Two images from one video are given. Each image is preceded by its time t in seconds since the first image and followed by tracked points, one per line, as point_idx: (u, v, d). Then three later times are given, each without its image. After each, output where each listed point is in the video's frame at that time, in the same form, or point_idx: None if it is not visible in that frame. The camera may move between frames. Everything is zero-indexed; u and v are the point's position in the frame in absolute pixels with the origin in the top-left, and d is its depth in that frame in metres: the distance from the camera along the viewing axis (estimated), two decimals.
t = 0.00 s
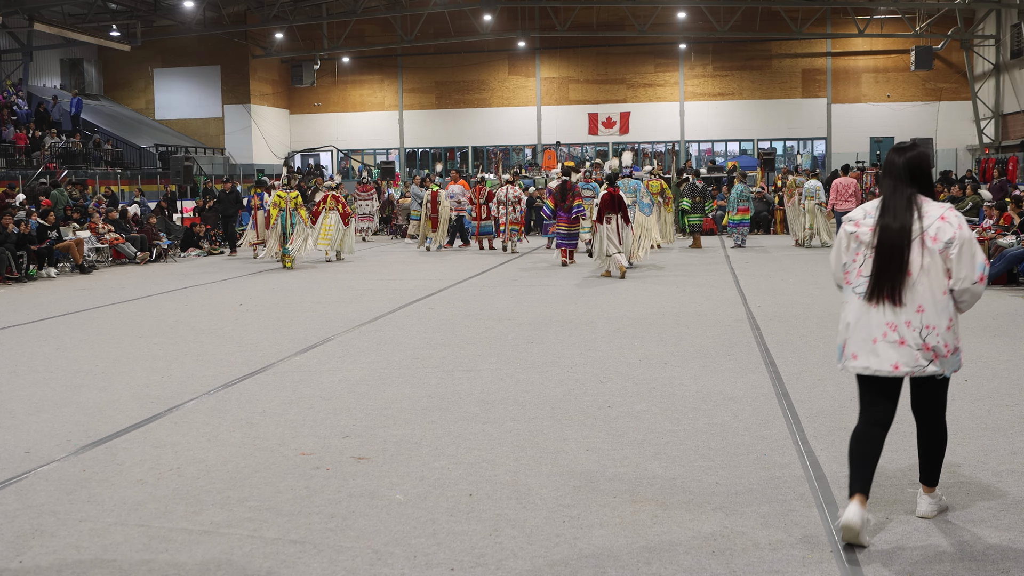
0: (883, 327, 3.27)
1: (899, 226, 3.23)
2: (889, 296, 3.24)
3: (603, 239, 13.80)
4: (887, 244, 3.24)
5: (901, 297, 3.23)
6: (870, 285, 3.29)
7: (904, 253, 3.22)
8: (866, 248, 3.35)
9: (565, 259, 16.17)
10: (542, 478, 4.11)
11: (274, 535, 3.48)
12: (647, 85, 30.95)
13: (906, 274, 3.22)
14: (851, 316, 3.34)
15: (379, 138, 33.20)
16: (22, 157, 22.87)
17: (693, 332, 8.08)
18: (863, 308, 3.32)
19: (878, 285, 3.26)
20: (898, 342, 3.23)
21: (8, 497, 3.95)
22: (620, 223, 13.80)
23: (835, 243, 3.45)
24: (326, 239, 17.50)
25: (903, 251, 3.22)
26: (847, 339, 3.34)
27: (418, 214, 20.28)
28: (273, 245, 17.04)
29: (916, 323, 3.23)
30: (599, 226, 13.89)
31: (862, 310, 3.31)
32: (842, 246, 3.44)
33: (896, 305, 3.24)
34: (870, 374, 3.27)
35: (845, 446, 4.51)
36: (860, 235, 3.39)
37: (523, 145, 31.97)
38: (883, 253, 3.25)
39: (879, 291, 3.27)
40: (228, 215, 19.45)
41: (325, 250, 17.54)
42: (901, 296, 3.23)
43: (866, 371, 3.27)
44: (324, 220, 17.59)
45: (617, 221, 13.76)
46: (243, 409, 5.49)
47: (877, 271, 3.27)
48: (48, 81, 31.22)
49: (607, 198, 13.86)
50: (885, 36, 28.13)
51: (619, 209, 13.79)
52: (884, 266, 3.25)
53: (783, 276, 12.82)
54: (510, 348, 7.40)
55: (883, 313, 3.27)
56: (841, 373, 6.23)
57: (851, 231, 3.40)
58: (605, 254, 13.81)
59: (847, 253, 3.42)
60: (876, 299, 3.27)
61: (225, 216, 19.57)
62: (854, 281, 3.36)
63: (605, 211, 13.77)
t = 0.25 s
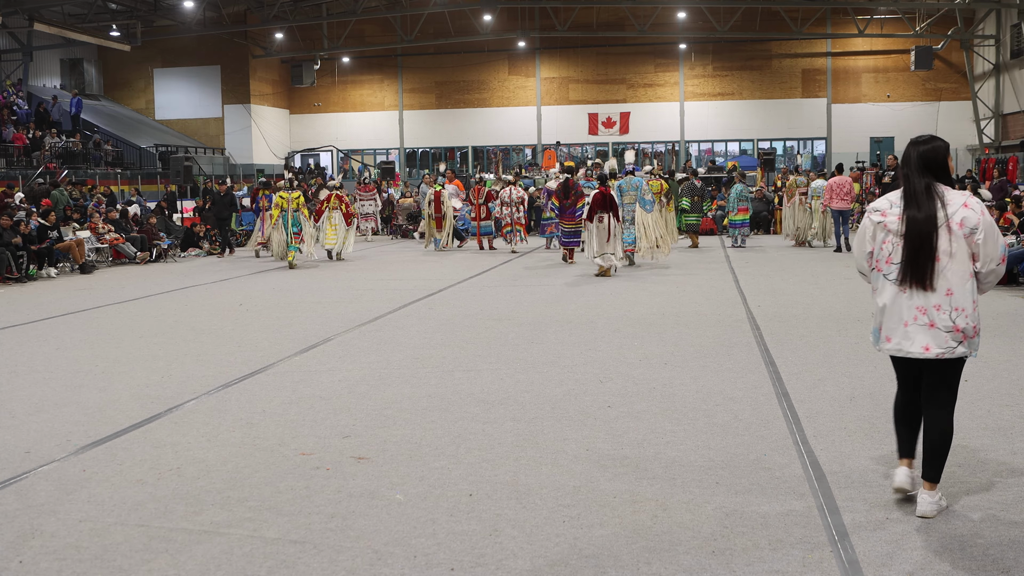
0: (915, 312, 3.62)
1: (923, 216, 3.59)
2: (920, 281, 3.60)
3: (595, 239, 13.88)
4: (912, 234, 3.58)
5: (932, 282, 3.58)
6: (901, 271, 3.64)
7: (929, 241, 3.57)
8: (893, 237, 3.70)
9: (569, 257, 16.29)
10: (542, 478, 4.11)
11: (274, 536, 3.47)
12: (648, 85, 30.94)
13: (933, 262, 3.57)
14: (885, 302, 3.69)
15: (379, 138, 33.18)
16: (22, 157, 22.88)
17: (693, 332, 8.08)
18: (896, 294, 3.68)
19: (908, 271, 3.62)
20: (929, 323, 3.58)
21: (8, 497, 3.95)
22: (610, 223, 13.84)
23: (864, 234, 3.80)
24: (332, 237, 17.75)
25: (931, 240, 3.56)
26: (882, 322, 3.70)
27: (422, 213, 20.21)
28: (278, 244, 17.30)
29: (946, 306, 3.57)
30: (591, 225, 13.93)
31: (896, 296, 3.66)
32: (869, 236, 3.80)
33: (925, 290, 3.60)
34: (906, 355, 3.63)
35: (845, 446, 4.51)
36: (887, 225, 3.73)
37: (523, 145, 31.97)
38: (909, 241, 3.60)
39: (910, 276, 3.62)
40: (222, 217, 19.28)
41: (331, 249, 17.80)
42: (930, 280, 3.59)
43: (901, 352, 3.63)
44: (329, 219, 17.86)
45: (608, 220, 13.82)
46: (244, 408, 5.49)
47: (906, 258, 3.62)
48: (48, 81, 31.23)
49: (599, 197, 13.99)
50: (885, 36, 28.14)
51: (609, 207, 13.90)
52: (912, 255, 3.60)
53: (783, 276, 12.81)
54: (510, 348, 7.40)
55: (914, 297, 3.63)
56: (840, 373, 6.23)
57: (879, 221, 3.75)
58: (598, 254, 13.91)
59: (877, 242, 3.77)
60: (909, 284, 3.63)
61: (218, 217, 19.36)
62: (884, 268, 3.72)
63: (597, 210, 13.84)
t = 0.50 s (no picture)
0: (934, 314, 3.76)
1: (938, 223, 3.75)
2: (938, 285, 3.74)
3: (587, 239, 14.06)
4: (930, 240, 3.74)
5: (949, 286, 3.73)
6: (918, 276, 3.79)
7: (944, 246, 3.74)
8: (908, 245, 3.86)
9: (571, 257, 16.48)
10: (542, 478, 4.11)
11: (274, 536, 3.47)
12: (648, 85, 30.95)
13: (949, 265, 3.73)
14: (904, 306, 3.83)
15: (379, 138, 33.17)
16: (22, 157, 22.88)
17: (693, 331, 8.08)
18: (914, 297, 3.82)
19: (927, 275, 3.76)
20: (948, 324, 3.72)
21: (8, 497, 3.95)
22: (601, 223, 14.03)
23: (880, 243, 3.95)
24: (338, 237, 17.92)
25: (946, 244, 3.72)
26: (901, 326, 3.83)
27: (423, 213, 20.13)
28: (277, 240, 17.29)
29: (964, 307, 3.72)
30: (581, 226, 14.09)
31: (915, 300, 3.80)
32: (885, 245, 3.95)
33: (942, 293, 3.75)
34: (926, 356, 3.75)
35: (845, 446, 4.50)
36: (901, 233, 3.89)
37: (523, 145, 31.98)
38: (926, 247, 3.76)
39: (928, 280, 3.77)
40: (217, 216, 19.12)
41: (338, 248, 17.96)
42: (947, 283, 3.74)
43: (922, 354, 3.75)
44: (334, 219, 18.02)
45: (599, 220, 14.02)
46: (243, 409, 5.49)
47: (923, 263, 3.77)
48: (48, 81, 31.23)
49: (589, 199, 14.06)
50: (885, 36, 28.16)
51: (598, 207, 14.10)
52: (930, 259, 3.75)
53: (783, 276, 12.80)
54: (510, 348, 7.40)
55: (931, 300, 3.77)
56: (840, 373, 6.23)
57: (893, 230, 3.91)
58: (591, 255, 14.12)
59: (891, 251, 3.92)
60: (927, 288, 3.78)
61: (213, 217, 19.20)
62: (901, 274, 3.87)
63: (587, 212, 14.00)
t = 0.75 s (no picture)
0: (939, 297, 4.03)
1: (943, 212, 4.02)
2: (943, 269, 4.02)
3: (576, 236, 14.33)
4: (936, 228, 4.01)
5: (955, 269, 4.00)
6: (926, 261, 4.07)
7: (949, 233, 4.01)
8: (916, 232, 4.14)
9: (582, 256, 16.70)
10: (542, 478, 4.11)
11: (274, 536, 3.48)
12: (648, 85, 30.93)
13: (954, 250, 4.00)
14: (911, 289, 4.11)
15: (379, 138, 33.14)
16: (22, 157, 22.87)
17: (693, 332, 8.08)
18: (921, 281, 4.10)
19: (931, 260, 4.04)
20: (953, 306, 3.99)
21: (7, 497, 3.94)
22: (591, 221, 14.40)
23: (892, 230, 4.23)
24: (343, 238, 18.06)
25: (951, 231, 4.00)
26: (909, 309, 4.10)
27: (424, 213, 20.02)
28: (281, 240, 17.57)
29: (968, 290, 3.98)
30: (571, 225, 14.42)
31: (921, 283, 4.08)
32: (896, 232, 4.23)
33: (948, 276, 4.02)
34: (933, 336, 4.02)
35: (845, 446, 4.50)
36: (911, 221, 4.17)
37: (523, 145, 31.97)
38: (932, 234, 4.03)
39: (933, 265, 4.05)
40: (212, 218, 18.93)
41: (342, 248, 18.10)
42: (951, 268, 4.01)
43: (928, 334, 4.03)
44: (339, 219, 18.13)
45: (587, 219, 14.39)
46: (244, 409, 5.49)
47: (929, 248, 4.05)
48: (48, 81, 31.22)
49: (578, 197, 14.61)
50: (885, 36, 28.16)
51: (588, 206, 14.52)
52: (935, 245, 4.02)
53: (783, 276, 12.79)
54: (510, 348, 7.40)
55: (938, 284, 4.04)
56: (840, 373, 6.23)
57: (903, 219, 4.19)
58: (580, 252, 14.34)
59: (903, 237, 4.20)
60: (932, 272, 4.05)
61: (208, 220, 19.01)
62: (909, 260, 4.15)
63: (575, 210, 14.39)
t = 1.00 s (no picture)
0: (945, 298, 4.11)
1: (954, 216, 4.09)
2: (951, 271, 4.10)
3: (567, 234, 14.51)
4: (945, 231, 4.08)
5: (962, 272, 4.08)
6: (934, 262, 4.14)
7: (959, 237, 4.08)
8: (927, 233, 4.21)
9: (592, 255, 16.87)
10: (542, 478, 4.11)
11: (274, 536, 3.47)
12: (648, 85, 30.94)
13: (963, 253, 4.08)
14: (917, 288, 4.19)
15: (379, 138, 33.14)
16: (22, 157, 22.87)
17: (693, 332, 8.08)
18: (928, 281, 4.17)
19: (938, 262, 4.12)
20: (958, 308, 4.06)
21: (7, 497, 3.94)
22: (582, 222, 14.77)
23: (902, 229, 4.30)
24: (343, 237, 18.11)
25: (961, 235, 4.07)
26: (916, 308, 4.18)
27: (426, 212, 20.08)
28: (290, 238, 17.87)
29: (974, 294, 4.06)
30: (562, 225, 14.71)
31: (928, 284, 4.16)
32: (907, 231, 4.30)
33: (955, 279, 4.09)
34: (938, 335, 4.11)
35: (845, 446, 4.51)
36: (922, 221, 4.23)
37: (523, 145, 31.97)
38: (941, 237, 4.10)
39: (940, 267, 4.13)
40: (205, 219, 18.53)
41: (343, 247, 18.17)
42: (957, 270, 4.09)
43: (934, 333, 4.11)
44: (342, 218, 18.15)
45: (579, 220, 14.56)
46: (244, 409, 5.49)
47: (938, 250, 4.12)
48: (48, 81, 31.21)
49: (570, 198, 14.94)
50: (885, 36, 28.17)
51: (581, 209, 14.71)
52: (943, 247, 4.10)
53: (783, 276, 12.78)
54: (511, 348, 7.40)
55: (945, 286, 4.12)
56: (840, 373, 6.23)
57: (915, 220, 4.25)
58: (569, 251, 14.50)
59: (913, 237, 4.27)
60: (939, 273, 4.13)
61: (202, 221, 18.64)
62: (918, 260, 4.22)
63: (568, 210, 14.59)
